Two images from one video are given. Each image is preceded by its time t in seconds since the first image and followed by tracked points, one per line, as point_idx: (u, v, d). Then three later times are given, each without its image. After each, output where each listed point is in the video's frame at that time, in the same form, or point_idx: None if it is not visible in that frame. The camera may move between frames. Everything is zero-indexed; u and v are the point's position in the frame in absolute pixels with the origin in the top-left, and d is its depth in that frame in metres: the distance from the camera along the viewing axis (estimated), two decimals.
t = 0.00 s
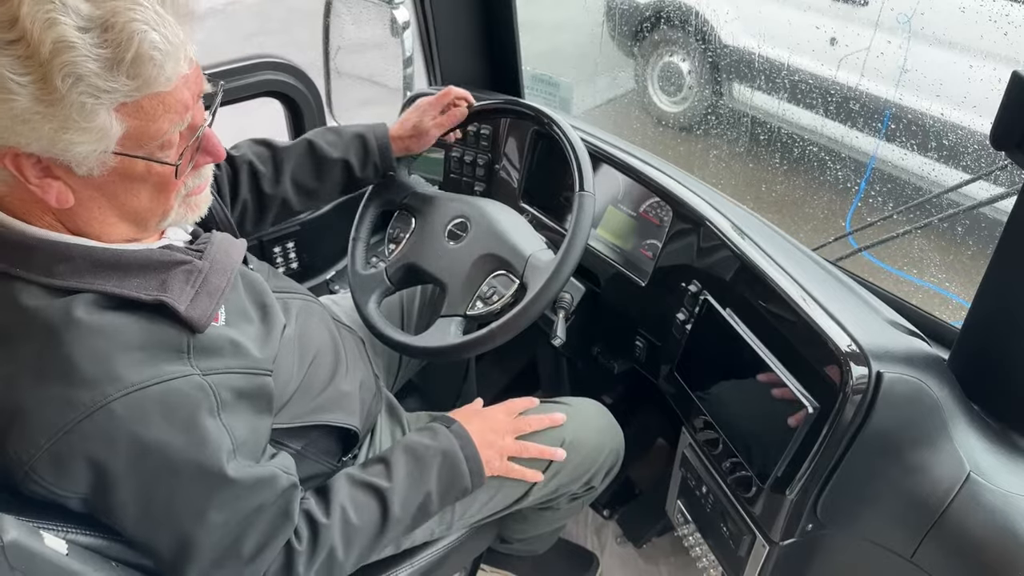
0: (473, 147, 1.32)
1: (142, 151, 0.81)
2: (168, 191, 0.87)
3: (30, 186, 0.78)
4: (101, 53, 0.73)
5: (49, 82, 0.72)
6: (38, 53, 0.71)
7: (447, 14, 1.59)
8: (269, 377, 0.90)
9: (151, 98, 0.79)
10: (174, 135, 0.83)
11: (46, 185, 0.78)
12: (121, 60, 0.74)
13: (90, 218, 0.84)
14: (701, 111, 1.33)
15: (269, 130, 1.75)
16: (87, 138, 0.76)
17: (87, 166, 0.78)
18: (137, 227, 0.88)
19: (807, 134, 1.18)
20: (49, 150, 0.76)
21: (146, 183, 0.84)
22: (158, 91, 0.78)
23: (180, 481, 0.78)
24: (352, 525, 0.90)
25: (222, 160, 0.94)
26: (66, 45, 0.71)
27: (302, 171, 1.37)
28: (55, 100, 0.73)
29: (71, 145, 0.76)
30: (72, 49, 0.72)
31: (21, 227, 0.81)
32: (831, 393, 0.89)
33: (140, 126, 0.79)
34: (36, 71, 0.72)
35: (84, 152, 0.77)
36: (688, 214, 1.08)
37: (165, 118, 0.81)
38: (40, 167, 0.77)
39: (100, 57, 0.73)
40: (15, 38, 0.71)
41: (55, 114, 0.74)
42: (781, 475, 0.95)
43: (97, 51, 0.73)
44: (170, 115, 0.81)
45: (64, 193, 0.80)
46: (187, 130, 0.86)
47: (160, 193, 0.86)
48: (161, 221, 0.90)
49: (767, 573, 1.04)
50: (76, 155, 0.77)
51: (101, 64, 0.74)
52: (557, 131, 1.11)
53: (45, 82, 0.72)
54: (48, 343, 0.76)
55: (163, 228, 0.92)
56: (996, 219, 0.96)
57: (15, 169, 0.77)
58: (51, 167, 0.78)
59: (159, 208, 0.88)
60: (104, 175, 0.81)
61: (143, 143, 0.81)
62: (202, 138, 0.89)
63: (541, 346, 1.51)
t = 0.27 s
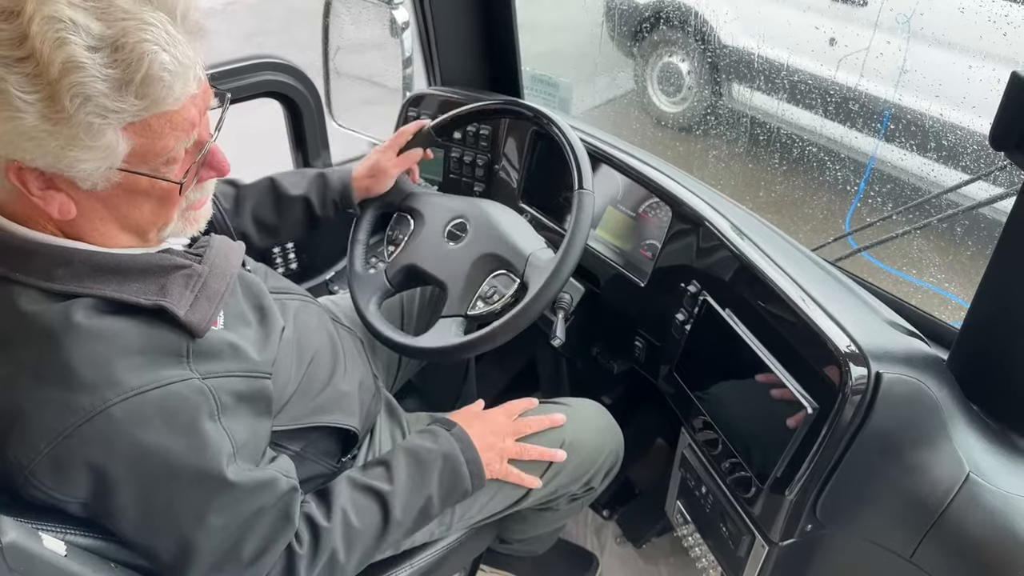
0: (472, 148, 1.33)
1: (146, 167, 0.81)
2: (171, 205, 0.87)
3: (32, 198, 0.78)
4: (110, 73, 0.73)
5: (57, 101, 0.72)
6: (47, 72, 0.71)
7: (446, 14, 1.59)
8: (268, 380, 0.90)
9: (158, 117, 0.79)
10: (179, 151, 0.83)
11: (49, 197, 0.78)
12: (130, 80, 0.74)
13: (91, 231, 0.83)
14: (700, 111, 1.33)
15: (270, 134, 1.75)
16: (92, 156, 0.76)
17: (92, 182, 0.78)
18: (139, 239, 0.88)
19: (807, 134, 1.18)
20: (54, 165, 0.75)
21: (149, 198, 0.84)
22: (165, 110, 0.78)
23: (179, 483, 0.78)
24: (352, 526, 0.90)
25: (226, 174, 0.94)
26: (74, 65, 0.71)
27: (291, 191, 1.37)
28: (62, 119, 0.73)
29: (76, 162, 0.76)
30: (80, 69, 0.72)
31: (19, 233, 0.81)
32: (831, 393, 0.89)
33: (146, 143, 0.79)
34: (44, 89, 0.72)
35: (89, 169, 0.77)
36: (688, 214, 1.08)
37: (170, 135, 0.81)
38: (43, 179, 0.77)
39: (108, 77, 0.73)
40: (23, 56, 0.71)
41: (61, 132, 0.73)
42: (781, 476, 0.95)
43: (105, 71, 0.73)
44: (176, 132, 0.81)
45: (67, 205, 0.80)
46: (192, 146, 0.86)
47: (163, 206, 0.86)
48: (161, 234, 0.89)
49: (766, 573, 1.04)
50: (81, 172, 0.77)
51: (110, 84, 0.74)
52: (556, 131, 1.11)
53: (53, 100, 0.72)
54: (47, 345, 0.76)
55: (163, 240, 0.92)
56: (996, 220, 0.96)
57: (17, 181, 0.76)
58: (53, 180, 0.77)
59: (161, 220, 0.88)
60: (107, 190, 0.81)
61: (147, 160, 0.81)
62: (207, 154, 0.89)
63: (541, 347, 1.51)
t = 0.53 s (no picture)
0: (472, 148, 1.33)
1: (145, 171, 0.81)
2: (169, 209, 0.87)
3: (29, 198, 0.77)
4: (112, 78, 0.73)
5: (58, 105, 0.72)
6: (49, 77, 0.71)
7: (445, 14, 1.59)
8: (265, 380, 0.90)
9: (159, 122, 0.79)
10: (179, 156, 0.83)
11: (46, 198, 0.78)
12: (132, 86, 0.74)
13: (89, 231, 0.83)
14: (700, 110, 1.33)
15: (264, 136, 1.73)
16: (92, 160, 0.76)
17: (92, 186, 0.78)
18: (136, 241, 0.88)
19: (806, 134, 1.18)
20: (53, 168, 0.75)
21: (147, 202, 0.84)
22: (167, 115, 0.78)
23: (177, 484, 0.77)
24: (351, 526, 0.90)
25: (225, 179, 0.93)
26: (77, 69, 0.71)
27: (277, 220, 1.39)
28: (63, 123, 0.73)
29: (75, 166, 0.76)
30: (82, 74, 0.71)
31: (14, 231, 0.81)
32: (830, 393, 0.88)
33: (146, 148, 0.79)
34: (45, 92, 0.72)
35: (88, 172, 0.77)
36: (687, 214, 1.08)
37: (171, 140, 0.81)
38: (42, 180, 0.77)
39: (110, 82, 0.73)
40: (26, 59, 0.71)
41: (61, 135, 0.73)
42: (780, 476, 0.95)
43: (108, 76, 0.73)
44: (176, 137, 0.81)
45: (64, 206, 0.80)
46: (192, 151, 0.86)
47: (161, 210, 0.86)
48: (159, 236, 0.89)
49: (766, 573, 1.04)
50: (80, 175, 0.76)
51: (112, 90, 0.74)
52: (555, 132, 1.11)
53: (54, 104, 0.72)
54: (44, 345, 0.76)
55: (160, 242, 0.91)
56: (996, 220, 0.96)
57: (15, 182, 0.76)
58: (52, 181, 0.77)
59: (158, 223, 0.87)
60: (106, 192, 0.80)
61: (147, 164, 0.81)
62: (207, 159, 0.89)
63: (540, 348, 1.51)
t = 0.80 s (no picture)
0: (471, 147, 1.32)
1: (144, 170, 0.81)
2: (167, 208, 0.87)
3: (26, 197, 0.77)
4: (109, 75, 0.73)
5: (55, 102, 0.72)
6: (46, 74, 0.71)
7: (445, 14, 1.59)
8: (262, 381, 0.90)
9: (158, 120, 0.78)
10: (177, 154, 0.83)
11: (43, 197, 0.78)
12: (130, 83, 0.74)
13: (86, 231, 0.83)
14: (700, 110, 1.33)
15: (264, 131, 1.74)
16: (90, 158, 0.76)
17: (90, 185, 0.78)
18: (133, 241, 0.87)
19: (806, 134, 1.17)
20: (51, 166, 0.75)
21: (146, 201, 0.84)
22: (165, 113, 0.78)
23: (175, 485, 0.77)
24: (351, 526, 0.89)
25: (223, 178, 0.93)
26: (74, 67, 0.71)
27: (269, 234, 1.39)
28: (60, 121, 0.73)
29: (72, 164, 0.75)
30: (80, 71, 0.71)
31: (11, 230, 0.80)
32: (830, 392, 0.88)
33: (145, 146, 0.79)
34: (42, 90, 0.71)
35: (86, 170, 0.77)
36: (687, 214, 1.08)
37: (169, 138, 0.81)
38: (39, 179, 0.77)
39: (108, 80, 0.73)
40: (23, 56, 0.71)
41: (58, 133, 0.73)
42: (780, 477, 0.95)
43: (105, 73, 0.73)
44: (174, 135, 0.81)
45: (62, 205, 0.79)
46: (190, 149, 0.86)
47: (159, 210, 0.86)
48: (156, 236, 0.89)
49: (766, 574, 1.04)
50: (77, 173, 0.76)
51: (110, 87, 0.73)
52: (555, 132, 1.11)
53: (52, 101, 0.72)
54: (42, 346, 0.76)
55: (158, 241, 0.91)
56: (997, 220, 0.95)
57: (12, 180, 0.76)
58: (49, 179, 0.77)
59: (156, 223, 0.87)
60: (104, 191, 0.80)
61: (145, 162, 0.81)
62: (205, 157, 0.89)
63: (540, 348, 1.51)
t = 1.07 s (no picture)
0: (472, 146, 1.32)
1: (131, 166, 0.80)
2: (158, 207, 0.86)
3: (16, 191, 0.77)
4: (93, 69, 0.73)
5: (37, 94, 0.71)
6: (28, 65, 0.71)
7: (445, 12, 1.58)
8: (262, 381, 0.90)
9: (144, 117, 0.77)
10: (166, 152, 0.82)
11: (32, 192, 0.78)
12: (113, 77, 0.74)
13: (78, 227, 0.83)
14: (700, 108, 1.33)
15: (262, 133, 1.72)
16: (73, 152, 0.75)
17: (75, 180, 0.77)
18: (128, 239, 0.87)
19: (807, 132, 1.17)
20: (35, 159, 0.75)
21: (136, 198, 0.83)
22: (150, 109, 0.77)
23: (174, 485, 0.77)
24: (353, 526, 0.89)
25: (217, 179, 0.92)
26: (57, 59, 0.71)
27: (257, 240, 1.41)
28: (42, 113, 0.72)
29: (57, 158, 0.75)
30: (61, 63, 0.71)
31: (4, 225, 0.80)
32: (831, 391, 0.88)
33: (131, 142, 0.78)
34: (24, 81, 0.71)
35: (71, 165, 0.76)
36: (688, 213, 1.07)
37: (156, 135, 0.80)
38: (27, 173, 0.77)
39: (91, 73, 0.73)
40: (6, 49, 0.70)
41: (41, 126, 0.73)
42: (781, 475, 0.95)
43: (87, 66, 0.72)
44: (162, 132, 0.80)
45: (52, 201, 0.79)
46: (182, 146, 0.84)
47: (151, 208, 0.85)
48: (151, 235, 0.88)
49: (766, 573, 1.04)
50: (62, 168, 0.76)
51: (91, 80, 0.73)
52: (556, 130, 1.11)
53: (35, 95, 0.71)
54: (41, 345, 0.75)
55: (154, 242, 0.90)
56: (997, 218, 0.95)
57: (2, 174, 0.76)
58: (37, 174, 0.77)
59: (149, 222, 0.86)
60: (92, 187, 0.80)
61: (131, 159, 0.80)
62: (197, 157, 0.88)
63: (540, 347, 1.51)
